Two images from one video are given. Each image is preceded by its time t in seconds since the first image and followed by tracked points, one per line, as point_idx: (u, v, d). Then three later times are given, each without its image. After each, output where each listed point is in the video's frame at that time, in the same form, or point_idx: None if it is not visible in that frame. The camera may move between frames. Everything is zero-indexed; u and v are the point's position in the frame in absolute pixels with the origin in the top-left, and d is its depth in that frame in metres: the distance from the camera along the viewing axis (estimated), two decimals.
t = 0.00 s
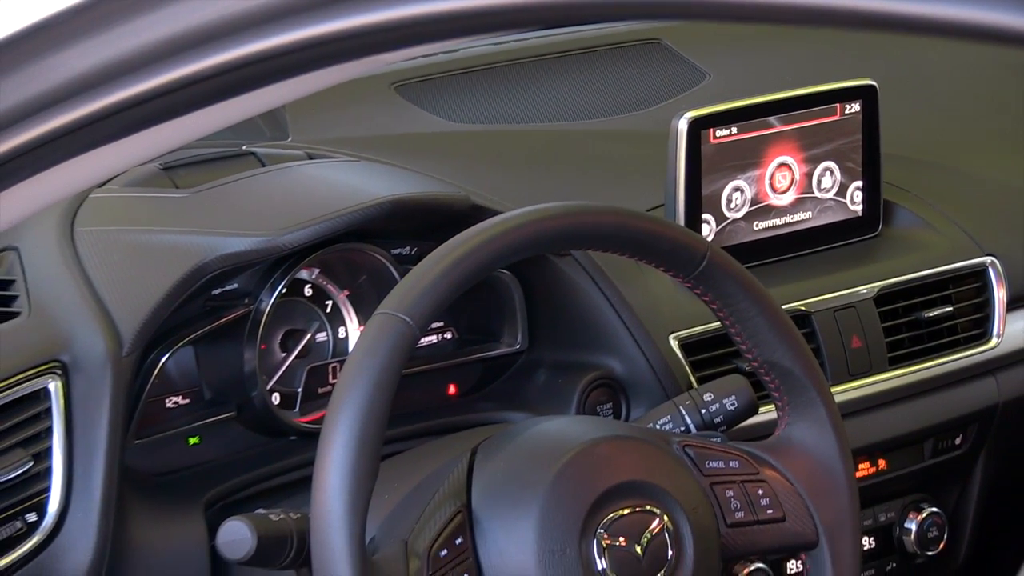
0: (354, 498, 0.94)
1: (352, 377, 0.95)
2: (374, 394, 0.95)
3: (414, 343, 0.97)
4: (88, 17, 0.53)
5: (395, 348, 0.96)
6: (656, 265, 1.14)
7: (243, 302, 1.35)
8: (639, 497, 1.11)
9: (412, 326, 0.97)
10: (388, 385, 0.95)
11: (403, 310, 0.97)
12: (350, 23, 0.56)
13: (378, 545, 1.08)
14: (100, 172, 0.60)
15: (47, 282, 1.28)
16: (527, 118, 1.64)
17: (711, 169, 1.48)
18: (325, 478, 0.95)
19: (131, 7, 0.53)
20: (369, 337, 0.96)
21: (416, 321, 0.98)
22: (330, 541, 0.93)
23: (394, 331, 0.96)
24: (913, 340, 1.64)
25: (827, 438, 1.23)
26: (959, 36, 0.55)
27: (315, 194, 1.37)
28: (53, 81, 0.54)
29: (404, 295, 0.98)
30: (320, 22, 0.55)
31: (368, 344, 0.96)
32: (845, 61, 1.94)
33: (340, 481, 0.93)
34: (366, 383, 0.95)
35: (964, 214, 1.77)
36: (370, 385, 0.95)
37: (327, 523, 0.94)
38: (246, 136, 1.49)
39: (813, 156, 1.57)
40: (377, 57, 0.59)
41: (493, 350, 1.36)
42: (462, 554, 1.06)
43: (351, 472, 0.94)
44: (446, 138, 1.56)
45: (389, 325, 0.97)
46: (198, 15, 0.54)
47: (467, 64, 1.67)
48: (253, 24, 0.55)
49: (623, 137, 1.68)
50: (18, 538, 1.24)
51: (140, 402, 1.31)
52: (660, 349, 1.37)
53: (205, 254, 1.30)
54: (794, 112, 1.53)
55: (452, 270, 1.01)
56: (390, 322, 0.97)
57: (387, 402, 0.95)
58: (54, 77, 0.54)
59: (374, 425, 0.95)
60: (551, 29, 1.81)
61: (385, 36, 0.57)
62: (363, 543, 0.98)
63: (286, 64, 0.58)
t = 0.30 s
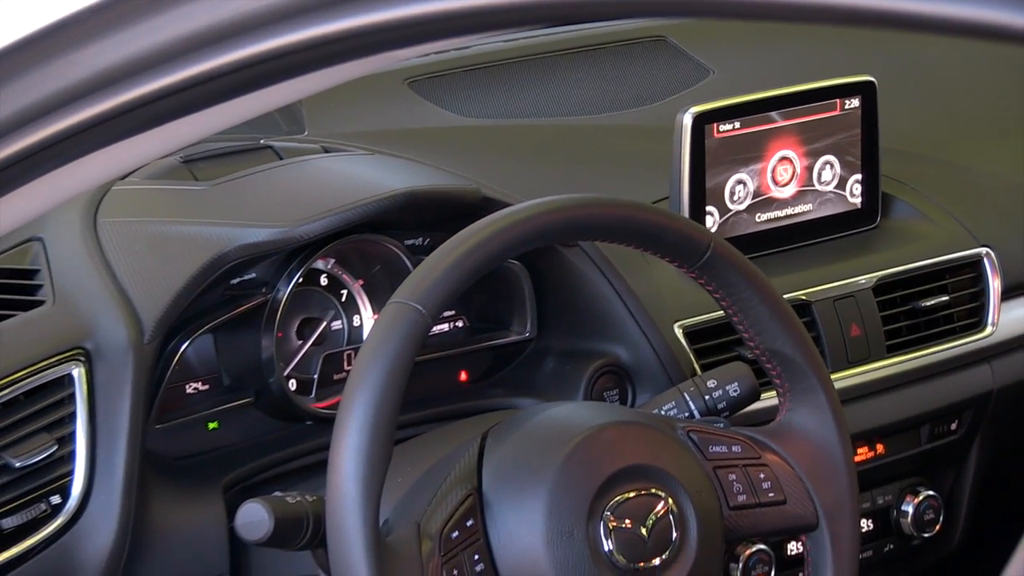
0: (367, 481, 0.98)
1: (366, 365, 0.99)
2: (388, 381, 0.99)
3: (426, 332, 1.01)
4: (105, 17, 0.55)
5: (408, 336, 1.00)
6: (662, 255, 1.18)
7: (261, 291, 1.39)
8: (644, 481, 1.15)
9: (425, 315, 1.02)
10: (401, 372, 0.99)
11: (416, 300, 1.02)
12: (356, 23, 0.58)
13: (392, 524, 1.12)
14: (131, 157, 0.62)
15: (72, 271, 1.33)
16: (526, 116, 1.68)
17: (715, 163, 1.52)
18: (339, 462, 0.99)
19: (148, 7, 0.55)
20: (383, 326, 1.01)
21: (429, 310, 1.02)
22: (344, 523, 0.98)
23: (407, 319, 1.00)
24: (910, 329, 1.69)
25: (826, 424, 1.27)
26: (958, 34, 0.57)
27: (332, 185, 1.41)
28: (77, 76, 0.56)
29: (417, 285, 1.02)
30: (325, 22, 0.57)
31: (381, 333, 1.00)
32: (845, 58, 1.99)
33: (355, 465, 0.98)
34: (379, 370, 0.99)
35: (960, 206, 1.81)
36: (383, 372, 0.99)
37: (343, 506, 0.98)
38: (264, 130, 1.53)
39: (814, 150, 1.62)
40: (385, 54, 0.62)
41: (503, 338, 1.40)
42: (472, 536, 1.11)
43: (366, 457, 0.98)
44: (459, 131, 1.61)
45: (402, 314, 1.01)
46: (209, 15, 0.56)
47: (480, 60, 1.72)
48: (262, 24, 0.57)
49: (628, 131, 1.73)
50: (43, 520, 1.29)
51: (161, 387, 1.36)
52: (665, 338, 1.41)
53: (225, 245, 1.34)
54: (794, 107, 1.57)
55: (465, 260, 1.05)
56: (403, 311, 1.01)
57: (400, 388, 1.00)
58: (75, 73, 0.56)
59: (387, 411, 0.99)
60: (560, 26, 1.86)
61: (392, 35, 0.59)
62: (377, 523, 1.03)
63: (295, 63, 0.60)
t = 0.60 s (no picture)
0: (381, 463, 1.02)
1: (378, 352, 1.04)
2: (400, 367, 1.04)
3: (437, 319, 1.06)
4: (119, 17, 0.55)
5: (420, 324, 1.04)
6: (666, 245, 1.23)
7: (277, 280, 1.44)
8: (649, 464, 1.20)
9: (435, 303, 1.06)
10: (413, 358, 1.04)
11: (427, 288, 1.06)
12: (357, 22, 0.59)
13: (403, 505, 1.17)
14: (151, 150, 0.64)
15: (93, 261, 1.38)
16: (535, 111, 1.75)
17: (717, 156, 1.57)
18: (353, 444, 1.03)
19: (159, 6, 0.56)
20: (394, 314, 1.05)
21: (439, 298, 1.06)
22: (358, 503, 1.02)
23: (419, 307, 1.05)
24: (906, 317, 1.74)
25: (825, 409, 1.31)
26: (960, 29, 0.62)
27: (346, 177, 1.46)
28: (99, 71, 0.56)
29: (428, 274, 1.07)
30: (327, 22, 0.58)
31: (393, 321, 1.04)
32: (843, 55, 2.05)
33: (368, 449, 1.02)
34: (391, 357, 1.03)
35: (956, 198, 1.86)
36: (395, 359, 1.03)
37: (356, 488, 1.02)
38: (281, 124, 1.58)
39: (813, 143, 1.66)
40: (402, 48, 0.63)
41: (511, 325, 1.45)
42: (480, 517, 1.16)
43: (378, 441, 1.02)
44: (469, 125, 1.66)
45: (414, 303, 1.05)
46: (220, 14, 0.56)
47: (490, 55, 1.77)
48: (270, 23, 0.58)
49: (632, 126, 1.79)
50: (65, 501, 1.34)
51: (180, 373, 1.40)
52: (668, 325, 1.46)
53: (242, 235, 1.38)
54: (794, 102, 1.62)
55: (476, 249, 1.09)
56: (415, 299, 1.05)
57: (412, 373, 1.04)
58: (90, 70, 0.56)
59: (399, 396, 1.03)
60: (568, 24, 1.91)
61: (403, 30, 0.60)
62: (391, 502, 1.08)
63: (298, 62, 0.61)
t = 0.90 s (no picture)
0: (392, 447, 1.07)
1: (390, 339, 1.08)
2: (411, 355, 1.08)
3: (447, 307, 1.10)
4: (129, 18, 0.54)
5: (430, 312, 1.09)
6: (670, 236, 1.27)
7: (291, 269, 1.48)
8: (653, 447, 1.24)
9: (445, 292, 1.10)
10: (424, 346, 1.08)
11: (438, 278, 1.10)
12: (354, 22, 0.56)
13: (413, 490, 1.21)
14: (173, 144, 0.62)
15: (113, 250, 1.43)
16: (541, 105, 1.80)
17: (718, 149, 1.61)
18: (366, 429, 1.08)
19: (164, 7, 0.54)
20: (406, 303, 1.09)
21: (449, 287, 1.11)
22: (371, 485, 1.07)
23: (430, 296, 1.09)
24: (902, 306, 1.79)
25: (822, 394, 1.36)
26: (966, 27, 0.59)
27: (360, 168, 1.50)
28: (118, 66, 0.54)
29: (439, 264, 1.11)
30: (327, 22, 0.56)
31: (404, 309, 1.09)
32: (841, 51, 2.11)
33: (380, 433, 1.06)
34: (403, 345, 1.08)
35: (951, 190, 1.91)
36: (406, 346, 1.08)
37: (369, 470, 1.07)
38: (296, 118, 1.63)
39: (812, 137, 1.71)
40: (415, 44, 0.60)
41: (519, 313, 1.50)
42: (488, 499, 1.20)
43: (391, 425, 1.07)
44: (478, 118, 1.72)
45: (424, 292, 1.10)
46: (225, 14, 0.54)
47: (498, 51, 1.83)
48: (273, 23, 0.55)
49: (636, 120, 1.84)
50: (87, 483, 1.38)
51: (198, 359, 1.44)
52: (671, 312, 1.51)
53: (257, 225, 1.42)
54: (793, 96, 1.66)
55: (487, 238, 1.14)
56: (426, 288, 1.10)
57: (422, 360, 1.08)
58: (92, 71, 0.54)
59: (410, 383, 1.08)
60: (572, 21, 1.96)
61: (411, 27, 0.58)
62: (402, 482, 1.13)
63: (300, 61, 0.58)
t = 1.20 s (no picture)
0: (403, 433, 1.11)
1: (401, 327, 1.12)
2: (421, 341, 1.12)
3: (457, 296, 1.14)
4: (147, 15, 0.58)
5: (440, 300, 1.13)
6: (672, 227, 1.31)
7: (305, 259, 1.53)
8: (656, 432, 1.27)
9: (455, 281, 1.14)
10: (434, 333, 1.12)
11: (447, 267, 1.14)
12: (356, 22, 0.61)
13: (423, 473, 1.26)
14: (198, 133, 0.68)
15: (133, 240, 1.47)
16: (547, 100, 1.85)
17: (720, 142, 1.66)
18: (377, 415, 1.13)
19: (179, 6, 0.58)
20: (416, 291, 1.13)
21: (458, 276, 1.15)
22: (382, 469, 1.12)
23: (439, 285, 1.13)
24: (898, 296, 1.84)
25: (821, 381, 1.40)
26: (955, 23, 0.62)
27: (372, 161, 1.55)
28: (136, 62, 0.59)
29: (448, 254, 1.15)
30: (329, 22, 0.61)
31: (415, 298, 1.13)
32: (841, 47, 2.16)
33: (391, 418, 1.11)
34: (413, 332, 1.12)
35: (945, 182, 1.98)
36: (416, 333, 1.12)
37: (380, 453, 1.11)
38: (309, 111, 1.67)
39: (811, 131, 1.75)
40: (423, 39, 0.65)
41: (526, 302, 1.54)
42: (496, 482, 1.24)
43: (401, 410, 1.11)
44: (488, 113, 1.77)
45: (434, 281, 1.14)
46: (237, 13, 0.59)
47: (507, 47, 1.88)
48: (279, 23, 0.60)
49: (640, 115, 1.89)
50: (106, 466, 1.43)
51: (215, 345, 1.49)
52: (674, 301, 1.56)
53: (272, 216, 1.47)
54: (792, 92, 1.71)
55: (497, 227, 1.18)
56: (435, 278, 1.14)
57: (432, 349, 1.12)
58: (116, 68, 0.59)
59: (421, 369, 1.12)
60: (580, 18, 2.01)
61: (406, 27, 0.63)
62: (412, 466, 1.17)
63: (306, 59, 0.63)
